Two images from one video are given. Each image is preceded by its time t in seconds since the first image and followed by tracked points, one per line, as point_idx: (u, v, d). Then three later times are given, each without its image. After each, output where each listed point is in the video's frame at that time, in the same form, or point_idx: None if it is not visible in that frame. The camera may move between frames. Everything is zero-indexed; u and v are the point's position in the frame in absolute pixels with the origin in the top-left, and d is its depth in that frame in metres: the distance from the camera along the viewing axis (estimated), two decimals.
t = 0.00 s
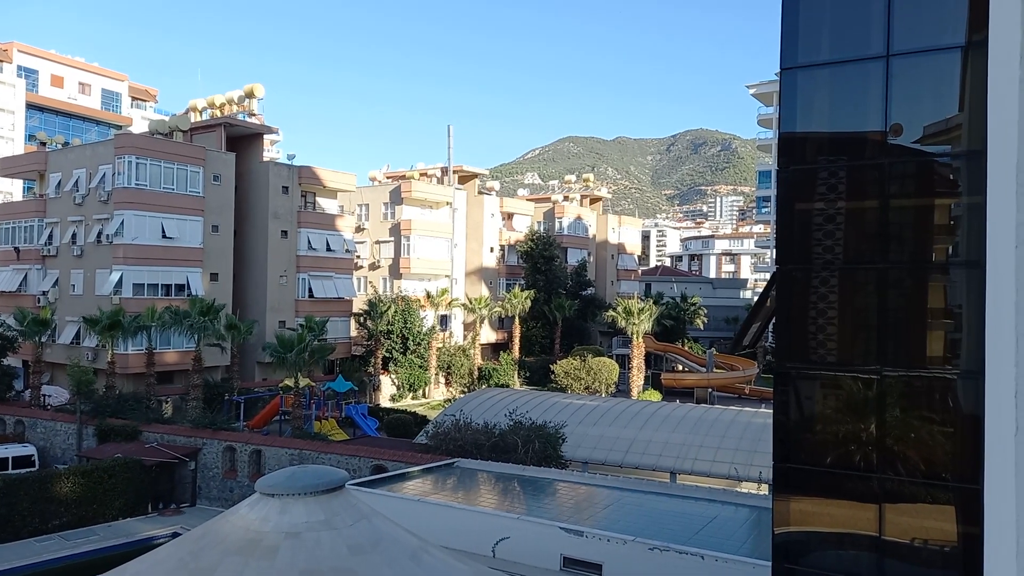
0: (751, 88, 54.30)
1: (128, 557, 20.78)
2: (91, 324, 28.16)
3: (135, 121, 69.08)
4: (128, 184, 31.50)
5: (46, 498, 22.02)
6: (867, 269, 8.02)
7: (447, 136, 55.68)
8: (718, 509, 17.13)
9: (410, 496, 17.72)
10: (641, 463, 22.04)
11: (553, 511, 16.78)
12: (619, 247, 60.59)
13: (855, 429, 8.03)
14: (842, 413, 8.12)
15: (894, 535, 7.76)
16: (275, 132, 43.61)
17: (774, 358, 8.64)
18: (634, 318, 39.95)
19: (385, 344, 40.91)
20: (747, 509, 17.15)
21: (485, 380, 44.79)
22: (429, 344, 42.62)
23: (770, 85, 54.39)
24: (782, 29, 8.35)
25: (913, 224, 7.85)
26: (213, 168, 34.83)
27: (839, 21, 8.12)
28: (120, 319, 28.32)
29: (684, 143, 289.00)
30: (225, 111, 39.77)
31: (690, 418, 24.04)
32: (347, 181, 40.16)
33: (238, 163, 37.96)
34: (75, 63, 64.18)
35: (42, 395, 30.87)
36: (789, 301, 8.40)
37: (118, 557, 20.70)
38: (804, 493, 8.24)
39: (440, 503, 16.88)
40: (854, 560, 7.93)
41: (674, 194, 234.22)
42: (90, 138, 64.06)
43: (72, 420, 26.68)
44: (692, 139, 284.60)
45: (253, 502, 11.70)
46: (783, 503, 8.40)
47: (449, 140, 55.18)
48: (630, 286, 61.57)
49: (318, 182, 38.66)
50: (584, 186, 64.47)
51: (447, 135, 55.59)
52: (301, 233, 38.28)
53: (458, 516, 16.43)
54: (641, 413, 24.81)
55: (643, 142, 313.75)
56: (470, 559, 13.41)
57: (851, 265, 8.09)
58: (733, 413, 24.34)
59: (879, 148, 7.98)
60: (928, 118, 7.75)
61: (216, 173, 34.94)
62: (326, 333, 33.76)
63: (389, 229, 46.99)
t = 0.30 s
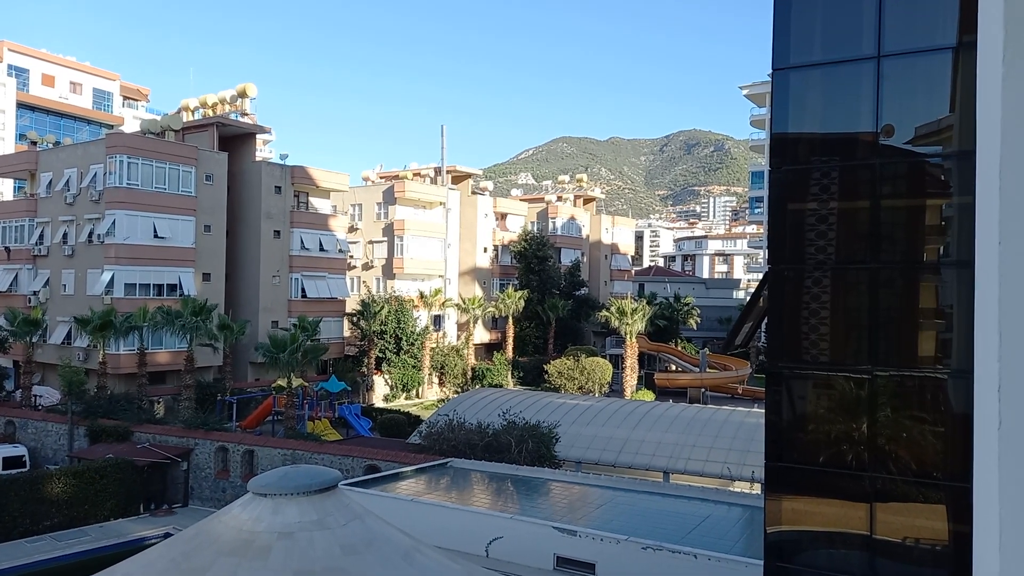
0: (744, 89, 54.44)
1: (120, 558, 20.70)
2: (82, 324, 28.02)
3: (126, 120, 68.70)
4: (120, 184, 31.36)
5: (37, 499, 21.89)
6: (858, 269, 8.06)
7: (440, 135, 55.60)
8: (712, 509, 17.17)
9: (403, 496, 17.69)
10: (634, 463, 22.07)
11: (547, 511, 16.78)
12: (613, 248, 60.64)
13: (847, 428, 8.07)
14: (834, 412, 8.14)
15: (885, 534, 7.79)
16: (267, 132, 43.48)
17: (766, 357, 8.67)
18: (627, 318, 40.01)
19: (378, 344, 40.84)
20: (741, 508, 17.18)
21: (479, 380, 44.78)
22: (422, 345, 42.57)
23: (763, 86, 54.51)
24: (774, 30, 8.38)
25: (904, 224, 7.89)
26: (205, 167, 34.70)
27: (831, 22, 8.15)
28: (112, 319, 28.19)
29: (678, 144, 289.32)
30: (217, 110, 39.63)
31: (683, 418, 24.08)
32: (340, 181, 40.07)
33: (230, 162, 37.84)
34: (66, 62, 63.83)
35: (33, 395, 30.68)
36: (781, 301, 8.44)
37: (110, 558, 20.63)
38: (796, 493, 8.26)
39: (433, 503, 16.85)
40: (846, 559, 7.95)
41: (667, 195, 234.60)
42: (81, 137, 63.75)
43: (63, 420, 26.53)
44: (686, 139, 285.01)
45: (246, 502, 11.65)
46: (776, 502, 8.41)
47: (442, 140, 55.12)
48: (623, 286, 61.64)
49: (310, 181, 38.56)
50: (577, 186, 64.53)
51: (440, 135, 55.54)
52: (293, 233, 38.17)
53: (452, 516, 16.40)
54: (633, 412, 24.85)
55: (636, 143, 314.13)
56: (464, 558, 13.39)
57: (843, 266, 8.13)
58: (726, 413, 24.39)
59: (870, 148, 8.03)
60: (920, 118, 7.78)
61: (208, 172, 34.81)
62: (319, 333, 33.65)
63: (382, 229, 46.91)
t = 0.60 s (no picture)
0: (738, 89, 54.57)
1: (113, 558, 20.65)
2: (76, 324, 27.94)
3: (120, 119, 68.42)
4: (113, 183, 31.26)
5: (30, 499, 21.81)
6: (853, 268, 8.10)
7: (435, 135, 55.59)
8: (707, 508, 17.21)
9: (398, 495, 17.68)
10: (629, 462, 22.10)
11: (542, 510, 16.79)
12: (607, 247, 60.69)
13: (841, 427, 8.10)
14: (829, 411, 8.18)
15: (879, 533, 7.84)
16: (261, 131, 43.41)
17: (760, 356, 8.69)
18: (623, 318, 40.08)
19: (373, 344, 40.81)
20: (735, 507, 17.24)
21: (474, 379, 44.78)
22: (417, 344, 42.57)
23: (757, 86, 54.64)
24: (768, 30, 8.41)
25: (898, 224, 7.93)
26: (199, 167, 34.61)
27: (825, 22, 8.17)
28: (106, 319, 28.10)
29: (672, 144, 289.62)
30: (212, 109, 39.54)
31: (678, 417, 24.12)
32: (335, 181, 40.01)
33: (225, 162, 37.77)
34: (60, 61, 63.59)
35: (26, 395, 30.57)
36: (775, 300, 8.46)
37: (104, 558, 20.57)
38: (791, 492, 8.29)
39: (429, 502, 16.85)
40: (839, 558, 8.00)
41: (662, 195, 234.81)
42: (74, 136, 63.50)
43: (57, 420, 26.44)
44: (681, 139, 285.35)
45: (240, 502, 11.63)
46: (770, 501, 8.44)
47: (437, 140, 55.09)
48: (618, 285, 61.68)
49: (305, 181, 38.52)
50: (572, 186, 64.60)
51: (435, 135, 55.52)
52: (288, 233, 38.11)
53: (447, 515, 16.40)
54: (628, 412, 24.88)
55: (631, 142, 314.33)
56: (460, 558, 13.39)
57: (836, 266, 8.17)
58: (721, 412, 24.43)
59: (864, 148, 8.06)
60: (913, 119, 7.82)
61: (202, 171, 34.72)
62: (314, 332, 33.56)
63: (377, 229, 46.87)
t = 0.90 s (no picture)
0: (735, 89, 54.64)
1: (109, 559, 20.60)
2: (71, 324, 27.87)
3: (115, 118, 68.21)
4: (109, 183, 31.19)
5: (26, 499, 21.75)
6: (849, 268, 8.10)
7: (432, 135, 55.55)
8: (703, 507, 17.22)
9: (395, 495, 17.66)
10: (625, 462, 22.11)
11: (539, 510, 16.78)
12: (604, 247, 60.69)
13: (838, 427, 8.10)
14: (825, 411, 8.18)
15: (875, 532, 7.84)
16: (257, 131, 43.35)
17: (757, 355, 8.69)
18: (619, 318, 40.08)
19: (370, 344, 40.76)
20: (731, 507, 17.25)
21: (470, 379, 44.78)
22: (414, 344, 42.53)
23: (754, 86, 54.69)
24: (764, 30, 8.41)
25: (894, 224, 7.94)
26: (195, 166, 34.54)
27: (821, 22, 8.18)
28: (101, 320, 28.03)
29: (669, 144, 289.77)
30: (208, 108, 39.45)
31: (675, 417, 24.13)
32: (331, 180, 39.95)
33: (221, 161, 37.71)
34: (55, 60, 63.41)
35: (21, 395, 30.48)
36: (772, 300, 8.46)
37: (99, 559, 20.51)
38: (787, 492, 8.28)
39: (425, 503, 16.83)
40: (836, 558, 8.00)
41: (659, 195, 234.93)
42: (69, 136, 63.31)
43: (52, 420, 26.36)
44: (677, 139, 285.56)
45: (236, 502, 11.60)
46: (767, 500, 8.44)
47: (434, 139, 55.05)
48: (615, 285, 61.69)
49: (301, 181, 38.48)
50: (569, 186, 64.61)
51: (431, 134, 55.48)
52: (284, 233, 38.05)
53: (444, 515, 16.38)
54: (625, 412, 24.89)
55: (628, 142, 314.41)
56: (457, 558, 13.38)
57: (832, 265, 8.18)
58: (717, 412, 24.44)
59: (860, 148, 8.07)
60: (909, 119, 7.83)
61: (198, 171, 34.64)
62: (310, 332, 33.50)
63: (374, 229, 46.83)
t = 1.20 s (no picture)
0: (733, 89, 54.66)
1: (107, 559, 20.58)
2: (70, 324, 27.85)
3: (115, 118, 68.17)
4: (108, 183, 31.18)
5: (24, 500, 21.74)
6: (847, 269, 8.10)
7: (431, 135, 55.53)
8: (702, 507, 17.20)
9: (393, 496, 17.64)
10: (624, 462, 22.09)
11: (538, 510, 16.77)
12: (603, 247, 60.66)
13: (836, 427, 8.09)
14: (824, 412, 8.16)
15: (873, 532, 7.83)
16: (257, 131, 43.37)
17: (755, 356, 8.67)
18: (618, 318, 40.06)
19: (369, 344, 40.73)
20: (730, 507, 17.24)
21: (470, 379, 44.79)
22: (413, 344, 42.53)
23: (752, 86, 54.70)
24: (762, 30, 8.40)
25: (892, 223, 7.93)
26: (195, 167, 34.52)
27: (818, 22, 8.17)
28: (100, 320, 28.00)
29: (669, 144, 289.66)
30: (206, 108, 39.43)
31: (674, 417, 24.11)
32: (330, 180, 39.93)
33: (221, 161, 37.71)
34: (54, 60, 63.37)
35: (20, 395, 30.47)
36: (770, 300, 8.45)
37: (97, 559, 20.49)
38: (785, 492, 8.28)
39: (424, 503, 16.81)
40: (834, 558, 7.99)
41: (658, 195, 234.98)
42: (69, 136, 63.29)
43: (51, 421, 26.35)
44: (677, 139, 285.56)
45: (235, 503, 11.59)
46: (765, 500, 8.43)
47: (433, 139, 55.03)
48: (614, 285, 61.64)
49: (300, 180, 38.47)
50: (568, 186, 64.59)
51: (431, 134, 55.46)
52: (283, 233, 38.03)
53: (442, 515, 16.36)
54: (624, 412, 24.87)
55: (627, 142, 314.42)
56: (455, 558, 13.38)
57: (830, 265, 8.17)
58: (716, 412, 24.42)
59: (858, 148, 8.06)
60: (907, 119, 7.81)
61: (197, 171, 34.63)
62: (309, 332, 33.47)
63: (373, 229, 46.82)
